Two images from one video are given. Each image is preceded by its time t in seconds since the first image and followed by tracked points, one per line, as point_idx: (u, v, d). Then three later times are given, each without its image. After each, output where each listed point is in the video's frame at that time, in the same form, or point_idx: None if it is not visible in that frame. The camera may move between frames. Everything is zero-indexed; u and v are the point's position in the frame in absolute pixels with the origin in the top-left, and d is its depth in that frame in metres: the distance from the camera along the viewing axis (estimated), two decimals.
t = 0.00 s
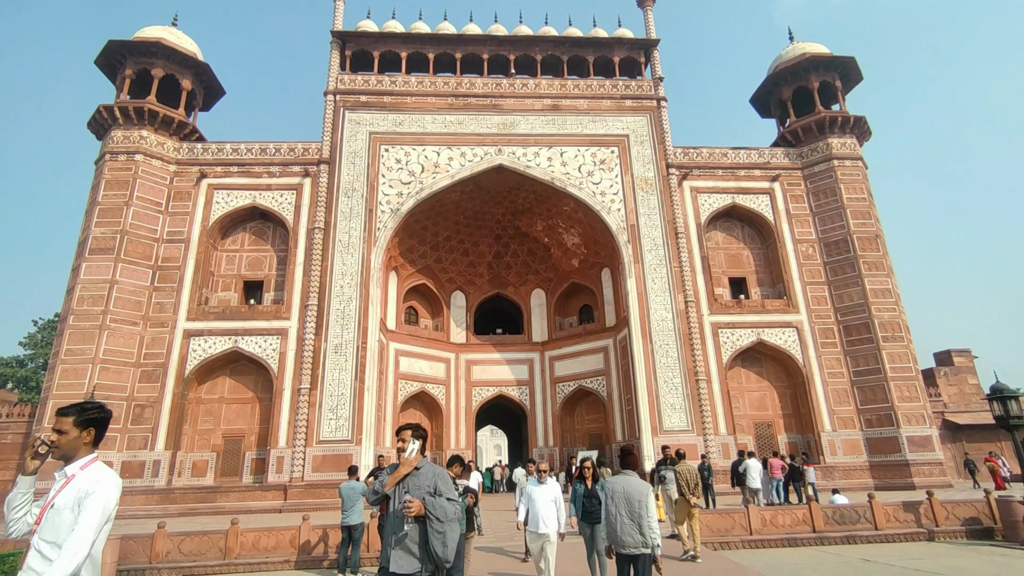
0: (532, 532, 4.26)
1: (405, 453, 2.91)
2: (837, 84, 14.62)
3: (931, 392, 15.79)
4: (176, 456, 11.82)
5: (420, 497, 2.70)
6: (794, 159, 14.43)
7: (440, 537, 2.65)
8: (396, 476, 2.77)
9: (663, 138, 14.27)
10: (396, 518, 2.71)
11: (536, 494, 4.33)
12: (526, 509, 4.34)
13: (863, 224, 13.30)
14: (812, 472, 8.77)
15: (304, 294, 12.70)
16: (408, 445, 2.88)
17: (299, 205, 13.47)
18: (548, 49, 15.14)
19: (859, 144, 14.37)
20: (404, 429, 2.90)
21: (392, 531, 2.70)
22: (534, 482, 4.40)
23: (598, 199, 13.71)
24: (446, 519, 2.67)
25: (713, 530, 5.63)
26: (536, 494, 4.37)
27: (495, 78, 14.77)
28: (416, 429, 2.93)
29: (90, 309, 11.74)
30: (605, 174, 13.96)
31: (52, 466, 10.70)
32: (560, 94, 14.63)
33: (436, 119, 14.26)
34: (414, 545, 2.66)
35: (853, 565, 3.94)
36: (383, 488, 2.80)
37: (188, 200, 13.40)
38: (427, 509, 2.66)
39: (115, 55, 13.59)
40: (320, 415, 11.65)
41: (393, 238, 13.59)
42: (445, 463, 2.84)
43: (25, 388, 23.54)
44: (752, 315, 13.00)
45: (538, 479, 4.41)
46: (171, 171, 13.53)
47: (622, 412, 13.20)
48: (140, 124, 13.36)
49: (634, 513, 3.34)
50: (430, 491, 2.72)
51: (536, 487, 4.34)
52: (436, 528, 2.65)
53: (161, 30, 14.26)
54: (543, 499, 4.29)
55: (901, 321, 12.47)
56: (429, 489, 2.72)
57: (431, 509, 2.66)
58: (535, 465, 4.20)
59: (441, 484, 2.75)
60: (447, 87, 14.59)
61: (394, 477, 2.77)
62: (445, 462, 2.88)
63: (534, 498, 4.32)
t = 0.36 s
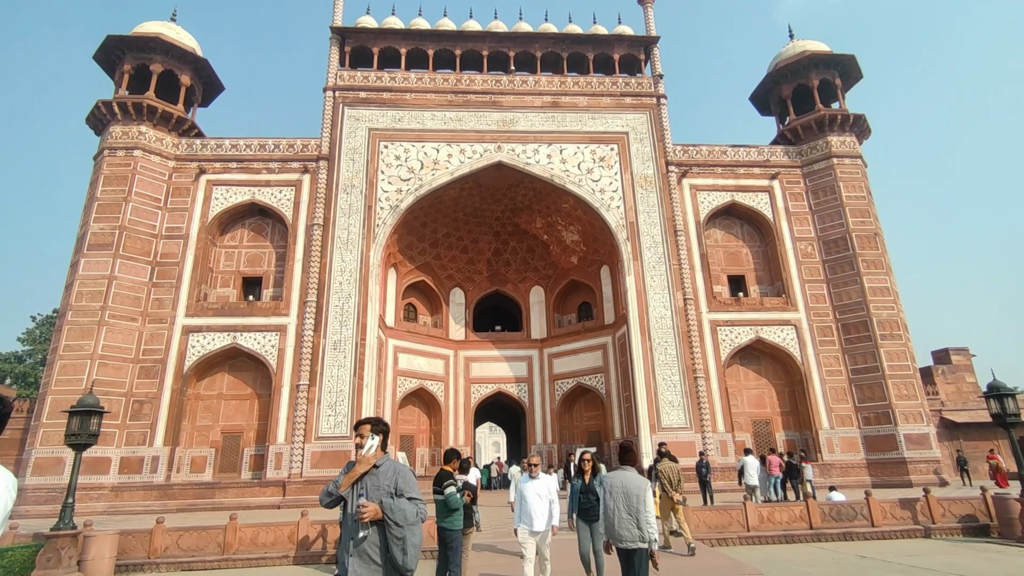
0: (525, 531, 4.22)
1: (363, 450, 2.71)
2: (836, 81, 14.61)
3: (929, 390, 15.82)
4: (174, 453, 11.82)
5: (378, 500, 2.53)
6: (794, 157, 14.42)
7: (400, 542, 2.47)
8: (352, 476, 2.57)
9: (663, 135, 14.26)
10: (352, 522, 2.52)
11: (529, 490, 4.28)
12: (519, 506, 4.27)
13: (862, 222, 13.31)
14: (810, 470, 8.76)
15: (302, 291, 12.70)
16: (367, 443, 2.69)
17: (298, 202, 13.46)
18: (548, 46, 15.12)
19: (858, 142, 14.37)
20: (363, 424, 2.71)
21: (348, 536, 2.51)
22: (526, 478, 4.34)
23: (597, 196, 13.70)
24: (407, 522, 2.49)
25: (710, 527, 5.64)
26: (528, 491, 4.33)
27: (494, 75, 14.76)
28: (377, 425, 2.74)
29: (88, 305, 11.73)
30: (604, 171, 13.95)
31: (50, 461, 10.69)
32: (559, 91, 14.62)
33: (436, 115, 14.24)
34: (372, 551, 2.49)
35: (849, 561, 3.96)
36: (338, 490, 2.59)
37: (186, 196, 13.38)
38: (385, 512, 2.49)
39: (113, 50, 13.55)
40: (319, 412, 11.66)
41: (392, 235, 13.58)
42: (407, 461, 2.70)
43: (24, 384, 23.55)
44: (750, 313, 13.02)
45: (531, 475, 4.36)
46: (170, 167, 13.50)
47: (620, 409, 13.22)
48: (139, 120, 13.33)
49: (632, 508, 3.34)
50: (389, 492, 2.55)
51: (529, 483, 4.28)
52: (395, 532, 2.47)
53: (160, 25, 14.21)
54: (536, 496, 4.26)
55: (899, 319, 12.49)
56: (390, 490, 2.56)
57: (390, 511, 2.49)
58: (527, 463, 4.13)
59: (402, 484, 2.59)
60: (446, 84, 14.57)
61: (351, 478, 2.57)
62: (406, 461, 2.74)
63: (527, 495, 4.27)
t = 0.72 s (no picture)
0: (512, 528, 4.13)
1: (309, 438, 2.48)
2: (837, 78, 14.58)
3: (928, 388, 15.86)
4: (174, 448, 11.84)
5: (327, 490, 2.32)
6: (794, 154, 14.42)
7: (351, 535, 2.26)
8: (297, 466, 2.36)
9: (662, 132, 14.25)
10: (298, 516, 2.32)
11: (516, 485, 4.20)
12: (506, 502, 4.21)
13: (862, 219, 13.32)
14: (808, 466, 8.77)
15: (302, 287, 12.71)
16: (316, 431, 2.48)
17: (298, 198, 13.46)
18: (548, 42, 15.09)
19: (859, 139, 14.36)
20: (311, 409, 2.48)
21: (293, 532, 2.29)
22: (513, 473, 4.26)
23: (597, 193, 13.70)
24: (358, 513, 2.29)
25: (708, 522, 5.68)
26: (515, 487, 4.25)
27: (494, 71, 14.73)
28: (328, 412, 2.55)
29: (88, 300, 11.73)
30: (604, 168, 13.95)
31: (50, 457, 10.71)
32: (559, 87, 14.60)
33: (435, 112, 14.23)
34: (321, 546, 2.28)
35: (847, 557, 3.97)
36: (283, 482, 2.40)
37: (186, 192, 13.37)
38: (335, 502, 2.27)
39: (112, 45, 13.52)
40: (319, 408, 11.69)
41: (392, 231, 13.58)
42: (360, 449, 2.50)
43: (24, 379, 23.56)
44: (750, 310, 13.03)
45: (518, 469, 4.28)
46: (169, 163, 13.50)
47: (619, 406, 13.25)
48: (138, 116, 13.31)
49: (630, 501, 3.36)
50: (340, 482, 2.35)
51: (515, 477, 4.21)
52: (345, 525, 2.26)
53: (159, 21, 14.19)
54: (524, 492, 4.17)
55: (898, 316, 12.50)
56: (340, 479, 2.35)
57: (340, 502, 2.28)
58: (516, 456, 3.99)
59: (355, 474, 2.39)
60: (446, 80, 14.54)
61: (296, 468, 2.36)
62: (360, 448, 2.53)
63: (514, 490, 4.18)
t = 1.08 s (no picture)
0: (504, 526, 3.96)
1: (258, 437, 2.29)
2: (837, 74, 14.56)
3: (927, 383, 15.89)
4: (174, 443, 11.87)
5: (272, 498, 2.16)
6: (794, 150, 14.41)
7: (297, 551, 2.14)
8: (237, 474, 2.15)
9: (663, 128, 14.23)
10: (239, 526, 2.15)
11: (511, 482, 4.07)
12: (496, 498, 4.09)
13: (861, 215, 13.32)
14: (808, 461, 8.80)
15: (302, 283, 12.72)
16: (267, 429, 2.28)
17: (297, 193, 13.46)
18: (548, 37, 15.04)
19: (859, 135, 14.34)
20: (263, 405, 2.30)
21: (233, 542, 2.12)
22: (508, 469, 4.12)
23: (597, 188, 13.69)
24: (307, 526, 2.16)
25: (707, 517, 5.70)
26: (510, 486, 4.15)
27: (494, 66, 14.70)
28: (282, 407, 2.34)
29: (88, 295, 11.73)
30: (604, 163, 13.93)
31: (51, 451, 10.73)
32: (559, 83, 14.57)
33: (435, 107, 14.20)
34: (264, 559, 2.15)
35: (844, 551, 4.00)
36: (223, 486, 2.22)
37: (185, 187, 13.36)
38: (281, 514, 2.13)
39: (111, 40, 13.48)
40: (319, 403, 11.70)
41: (392, 226, 13.58)
42: (314, 452, 2.34)
43: (23, 374, 23.57)
44: (749, 306, 13.05)
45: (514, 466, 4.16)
46: (169, 158, 13.48)
47: (619, 401, 13.28)
48: (137, 110, 13.28)
49: (630, 495, 3.37)
50: (288, 489, 2.19)
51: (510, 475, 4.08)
52: (292, 540, 2.13)
53: (158, 15, 14.14)
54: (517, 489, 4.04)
55: (897, 312, 12.51)
56: (290, 486, 2.20)
57: (287, 513, 2.14)
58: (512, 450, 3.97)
59: (306, 480, 2.24)
60: (446, 75, 14.50)
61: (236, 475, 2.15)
62: (314, 449, 2.37)
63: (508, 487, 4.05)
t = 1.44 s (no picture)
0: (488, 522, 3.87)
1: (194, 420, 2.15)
2: (838, 68, 14.51)
3: (925, 378, 15.94)
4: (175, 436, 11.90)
5: (197, 490, 1.97)
6: (794, 144, 14.38)
7: (222, 549, 1.94)
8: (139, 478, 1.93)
9: (663, 121, 14.20)
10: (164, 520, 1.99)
11: (496, 475, 3.97)
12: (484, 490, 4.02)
13: (862, 210, 13.31)
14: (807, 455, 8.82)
15: (302, 276, 12.73)
16: (201, 412, 2.12)
17: (297, 186, 13.45)
18: (548, 30, 14.98)
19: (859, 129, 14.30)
20: (199, 384, 2.16)
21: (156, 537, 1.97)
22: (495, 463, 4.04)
23: (597, 182, 13.67)
24: (232, 521, 1.96)
25: (705, 510, 5.73)
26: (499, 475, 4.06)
27: (494, 59, 14.65)
28: (221, 388, 2.19)
29: (88, 289, 11.74)
30: (604, 157, 13.91)
31: (52, 443, 10.77)
32: (560, 76, 14.52)
33: (435, 100, 14.16)
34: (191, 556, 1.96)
35: (842, 544, 4.02)
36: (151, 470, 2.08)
37: (185, 180, 13.34)
38: (204, 507, 1.94)
39: (110, 32, 13.42)
40: (319, 396, 11.73)
41: (391, 220, 13.56)
42: (253, 437, 2.15)
43: (25, 367, 23.63)
44: (749, 300, 13.06)
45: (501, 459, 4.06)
46: (168, 151, 13.45)
47: (618, 394, 13.31)
48: (136, 103, 13.25)
49: (643, 488, 3.26)
50: (217, 479, 2.01)
51: (495, 467, 3.99)
52: (215, 536, 1.93)
53: (156, 7, 14.08)
54: (503, 482, 3.92)
55: (896, 307, 12.53)
56: (218, 475, 2.01)
57: (210, 506, 1.95)
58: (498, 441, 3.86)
59: (237, 468, 2.04)
60: (446, 68, 14.45)
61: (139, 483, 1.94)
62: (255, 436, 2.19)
63: (493, 480, 3.96)
